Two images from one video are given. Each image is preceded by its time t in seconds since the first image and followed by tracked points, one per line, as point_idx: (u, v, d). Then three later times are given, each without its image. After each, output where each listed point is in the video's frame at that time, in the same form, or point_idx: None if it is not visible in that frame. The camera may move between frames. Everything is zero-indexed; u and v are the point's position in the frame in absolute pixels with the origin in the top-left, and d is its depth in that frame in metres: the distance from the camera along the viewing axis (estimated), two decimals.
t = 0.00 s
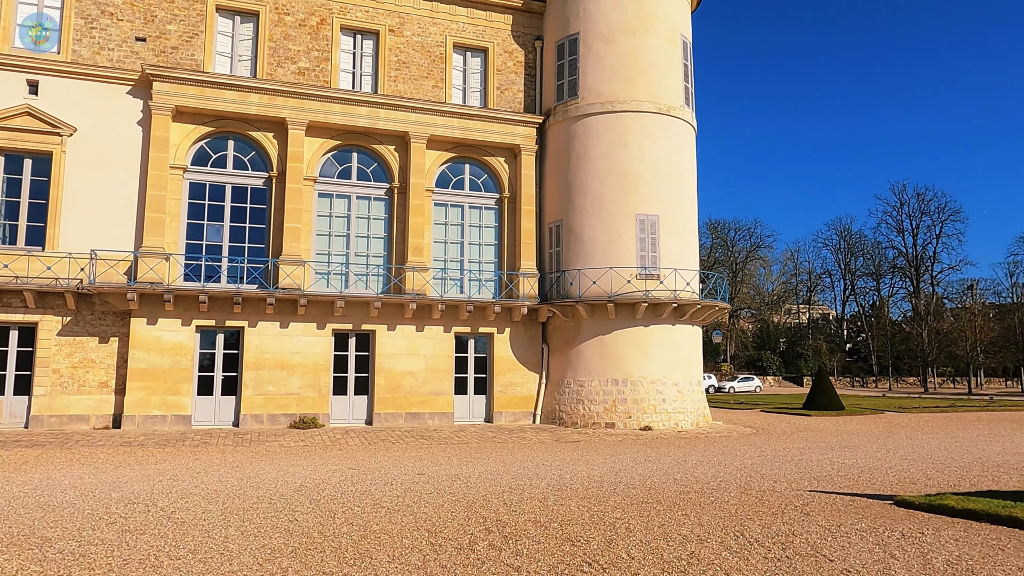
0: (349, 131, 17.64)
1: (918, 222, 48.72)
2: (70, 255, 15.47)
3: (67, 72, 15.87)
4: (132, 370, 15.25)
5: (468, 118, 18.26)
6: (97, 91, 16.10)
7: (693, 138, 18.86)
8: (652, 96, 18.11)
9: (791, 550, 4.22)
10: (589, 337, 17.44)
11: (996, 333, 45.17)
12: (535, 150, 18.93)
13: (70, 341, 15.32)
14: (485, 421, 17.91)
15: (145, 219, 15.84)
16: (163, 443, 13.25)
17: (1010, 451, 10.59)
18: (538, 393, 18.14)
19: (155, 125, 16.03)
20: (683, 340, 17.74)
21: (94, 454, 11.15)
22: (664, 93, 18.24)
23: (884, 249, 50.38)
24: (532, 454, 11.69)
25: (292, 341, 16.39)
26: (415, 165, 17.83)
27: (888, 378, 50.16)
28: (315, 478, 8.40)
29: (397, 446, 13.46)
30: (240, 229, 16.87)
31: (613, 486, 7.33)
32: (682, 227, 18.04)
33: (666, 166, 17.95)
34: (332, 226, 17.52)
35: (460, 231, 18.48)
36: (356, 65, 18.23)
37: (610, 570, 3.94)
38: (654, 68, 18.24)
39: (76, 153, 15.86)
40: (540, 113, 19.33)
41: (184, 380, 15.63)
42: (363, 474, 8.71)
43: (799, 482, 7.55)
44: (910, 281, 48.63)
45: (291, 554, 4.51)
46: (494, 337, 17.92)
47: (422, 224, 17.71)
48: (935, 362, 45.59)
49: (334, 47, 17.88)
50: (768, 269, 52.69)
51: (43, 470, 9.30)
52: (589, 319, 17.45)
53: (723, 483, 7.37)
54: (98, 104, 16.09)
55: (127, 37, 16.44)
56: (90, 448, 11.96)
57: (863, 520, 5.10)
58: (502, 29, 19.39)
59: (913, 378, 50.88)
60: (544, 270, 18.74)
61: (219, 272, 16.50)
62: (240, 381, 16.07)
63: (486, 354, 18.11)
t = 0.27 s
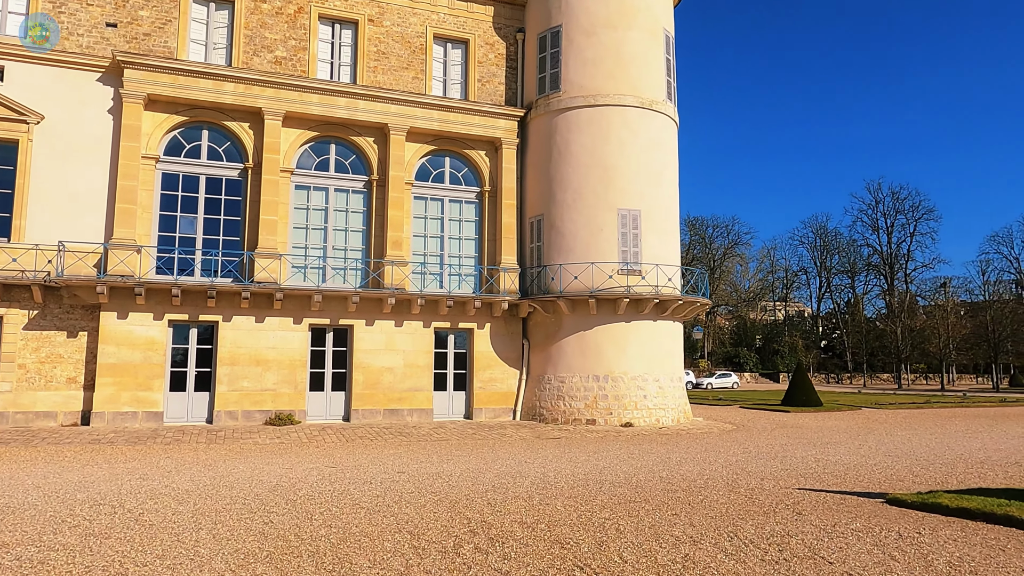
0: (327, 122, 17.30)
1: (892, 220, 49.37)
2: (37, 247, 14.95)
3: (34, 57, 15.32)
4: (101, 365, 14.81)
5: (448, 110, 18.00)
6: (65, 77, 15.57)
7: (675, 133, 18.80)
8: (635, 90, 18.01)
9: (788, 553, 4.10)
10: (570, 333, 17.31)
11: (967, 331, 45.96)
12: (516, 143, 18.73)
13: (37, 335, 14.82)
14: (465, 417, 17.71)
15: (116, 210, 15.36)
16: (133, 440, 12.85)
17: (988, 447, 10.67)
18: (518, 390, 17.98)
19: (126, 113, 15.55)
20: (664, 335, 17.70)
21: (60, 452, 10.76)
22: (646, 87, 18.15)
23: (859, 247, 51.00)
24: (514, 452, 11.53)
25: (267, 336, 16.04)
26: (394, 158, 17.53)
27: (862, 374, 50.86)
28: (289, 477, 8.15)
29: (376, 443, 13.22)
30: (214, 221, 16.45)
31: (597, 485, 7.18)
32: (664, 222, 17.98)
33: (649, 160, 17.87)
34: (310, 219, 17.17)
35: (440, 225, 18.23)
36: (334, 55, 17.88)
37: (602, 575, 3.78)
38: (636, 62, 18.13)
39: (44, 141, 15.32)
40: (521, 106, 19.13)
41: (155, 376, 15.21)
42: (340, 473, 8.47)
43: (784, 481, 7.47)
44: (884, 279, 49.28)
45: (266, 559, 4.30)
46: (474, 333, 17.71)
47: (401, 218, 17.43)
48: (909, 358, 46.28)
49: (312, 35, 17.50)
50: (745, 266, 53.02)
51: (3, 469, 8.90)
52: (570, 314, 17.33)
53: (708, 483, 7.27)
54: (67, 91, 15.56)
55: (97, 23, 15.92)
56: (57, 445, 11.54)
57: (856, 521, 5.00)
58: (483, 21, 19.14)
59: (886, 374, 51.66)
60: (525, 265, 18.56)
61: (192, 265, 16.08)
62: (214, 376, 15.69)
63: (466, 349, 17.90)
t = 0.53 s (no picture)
0: (312, 116, 16.99)
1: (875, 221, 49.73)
2: (12, 242, 14.54)
3: (9, 47, 14.89)
4: (78, 364, 14.43)
5: (435, 106, 17.76)
6: (42, 68, 15.14)
7: (664, 131, 18.72)
8: (624, 87, 17.90)
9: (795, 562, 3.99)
10: (558, 331, 17.17)
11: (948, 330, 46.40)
12: (504, 140, 18.54)
13: (11, 333, 14.41)
14: (451, 417, 17.50)
15: (93, 205, 14.96)
16: (111, 441, 12.51)
17: (977, 447, 10.66)
18: (506, 389, 17.80)
19: (105, 106, 15.15)
20: (652, 334, 17.63)
21: (35, 453, 10.41)
22: (635, 84, 18.05)
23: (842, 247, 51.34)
24: (503, 452, 11.36)
25: (250, 335, 15.73)
26: (381, 153, 17.26)
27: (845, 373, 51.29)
28: (273, 480, 7.90)
29: (362, 444, 12.98)
30: (195, 217, 16.10)
31: (590, 489, 7.01)
32: (652, 220, 17.91)
33: (637, 158, 17.79)
34: (294, 215, 16.87)
35: (427, 222, 18.00)
36: (320, 48, 17.57)
37: None
38: (625, 59, 18.02)
39: (19, 133, 14.88)
40: (509, 102, 18.94)
41: (134, 375, 14.85)
42: (325, 476, 8.24)
43: (780, 485, 7.35)
44: (867, 278, 49.65)
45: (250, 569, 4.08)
46: (461, 331, 17.51)
47: (387, 214, 17.17)
48: (891, 357, 46.67)
49: (296, 28, 17.17)
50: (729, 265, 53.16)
51: None
52: (558, 313, 17.19)
53: (704, 487, 7.12)
54: (43, 82, 15.13)
55: (75, 12, 15.48)
56: (31, 446, 11.18)
57: (862, 530, 4.85)
58: (471, 16, 18.91)
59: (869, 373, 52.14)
60: (512, 263, 18.38)
61: (173, 261, 15.72)
62: (195, 375, 15.35)
63: (453, 348, 17.69)
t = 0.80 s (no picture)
0: (306, 110, 16.75)
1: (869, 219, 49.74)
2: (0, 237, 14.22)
3: None
4: (68, 362, 14.17)
5: (432, 100, 17.55)
6: (31, 60, 14.83)
7: (662, 126, 18.60)
8: (622, 82, 17.76)
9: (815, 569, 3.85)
10: (556, 329, 17.02)
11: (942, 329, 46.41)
12: (501, 135, 18.36)
13: None
14: (448, 415, 17.31)
15: (84, 200, 14.68)
16: (102, 440, 12.25)
17: (980, 446, 10.56)
18: (503, 387, 17.63)
19: (96, 99, 14.87)
20: (651, 332, 17.51)
21: (22, 453, 10.15)
22: (634, 79, 17.92)
23: (836, 245, 51.37)
24: (502, 452, 11.17)
25: (243, 332, 15.50)
26: (376, 148, 17.03)
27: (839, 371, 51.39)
28: (268, 480, 7.69)
29: (358, 443, 12.78)
30: (188, 212, 15.83)
31: (594, 491, 6.85)
32: (651, 216, 17.79)
33: (636, 154, 17.66)
34: (288, 210, 16.63)
35: (423, 218, 17.79)
36: (314, 41, 17.32)
37: None
38: (624, 54, 17.88)
39: (7, 127, 14.57)
40: (506, 97, 18.77)
41: (126, 373, 14.59)
42: (322, 476, 8.04)
43: (787, 487, 7.20)
44: (861, 277, 49.68)
45: None
46: (458, 328, 17.32)
47: (383, 210, 16.94)
48: (885, 356, 46.73)
49: (291, 21, 16.92)
50: (724, 263, 53.07)
51: None
52: (556, 310, 17.04)
53: (710, 489, 6.97)
54: (32, 75, 14.82)
55: (65, 4, 15.17)
56: (19, 445, 10.93)
57: (880, 537, 4.61)
58: (468, 10, 18.71)
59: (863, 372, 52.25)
60: (510, 259, 18.20)
61: (165, 257, 15.46)
62: (187, 373, 15.10)
63: (449, 346, 17.49)
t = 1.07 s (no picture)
0: (307, 107, 16.56)
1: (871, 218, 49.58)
2: None
3: None
4: (66, 362, 13.97)
5: (434, 97, 17.37)
6: (28, 56, 14.61)
7: (666, 123, 18.43)
8: (626, 78, 17.59)
9: None
10: (560, 328, 16.87)
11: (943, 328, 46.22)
12: (503, 132, 18.18)
13: None
14: (450, 415, 17.13)
15: (81, 198, 14.47)
16: (100, 441, 12.05)
17: (993, 448, 10.40)
18: (506, 387, 17.45)
19: (94, 95, 14.66)
20: (655, 331, 17.40)
21: (18, 455, 9.95)
22: (638, 75, 17.75)
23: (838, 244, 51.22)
24: (506, 453, 11.00)
25: (244, 331, 15.30)
26: (378, 145, 16.84)
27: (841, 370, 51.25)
28: (270, 484, 7.52)
29: (360, 444, 12.60)
30: (187, 210, 15.64)
31: (604, 497, 6.66)
32: (655, 214, 17.64)
33: (640, 151, 17.50)
34: (288, 208, 16.44)
35: (425, 216, 17.59)
36: (315, 38, 17.12)
37: None
38: (628, 50, 17.71)
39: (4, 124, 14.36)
40: (508, 94, 18.59)
41: (124, 372, 14.40)
42: (326, 480, 7.86)
43: (802, 492, 7.03)
44: (862, 276, 49.52)
45: None
46: (460, 328, 17.14)
47: (385, 208, 16.76)
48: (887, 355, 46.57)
49: (291, 17, 16.72)
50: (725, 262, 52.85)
51: None
52: (560, 309, 16.89)
53: (724, 495, 6.79)
54: (29, 70, 14.59)
55: None
56: (16, 447, 10.73)
57: (909, 546, 4.54)
58: (470, 5, 18.52)
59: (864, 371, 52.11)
60: (512, 258, 18.03)
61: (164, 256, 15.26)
62: (187, 373, 14.91)
63: (452, 345, 17.31)
